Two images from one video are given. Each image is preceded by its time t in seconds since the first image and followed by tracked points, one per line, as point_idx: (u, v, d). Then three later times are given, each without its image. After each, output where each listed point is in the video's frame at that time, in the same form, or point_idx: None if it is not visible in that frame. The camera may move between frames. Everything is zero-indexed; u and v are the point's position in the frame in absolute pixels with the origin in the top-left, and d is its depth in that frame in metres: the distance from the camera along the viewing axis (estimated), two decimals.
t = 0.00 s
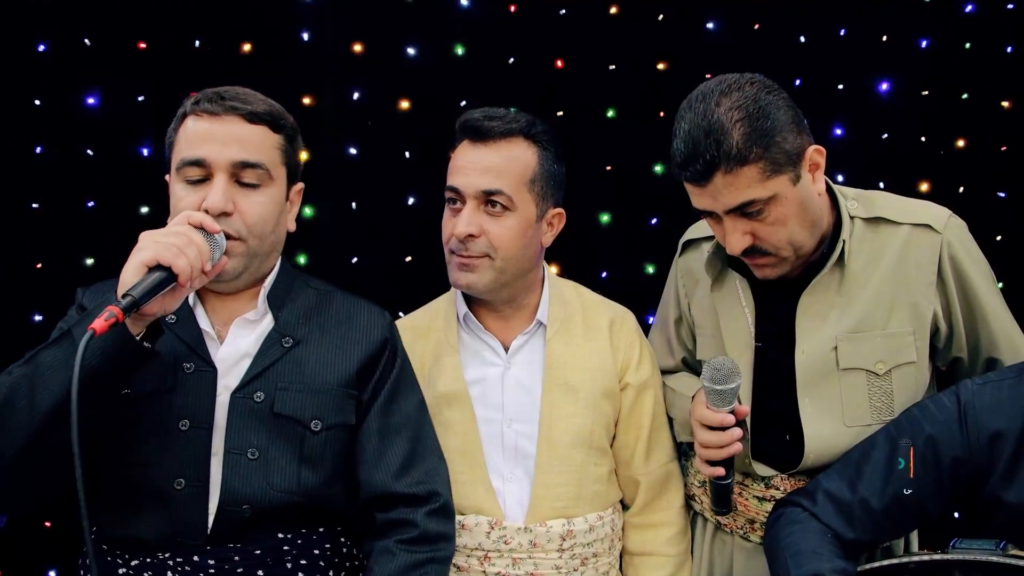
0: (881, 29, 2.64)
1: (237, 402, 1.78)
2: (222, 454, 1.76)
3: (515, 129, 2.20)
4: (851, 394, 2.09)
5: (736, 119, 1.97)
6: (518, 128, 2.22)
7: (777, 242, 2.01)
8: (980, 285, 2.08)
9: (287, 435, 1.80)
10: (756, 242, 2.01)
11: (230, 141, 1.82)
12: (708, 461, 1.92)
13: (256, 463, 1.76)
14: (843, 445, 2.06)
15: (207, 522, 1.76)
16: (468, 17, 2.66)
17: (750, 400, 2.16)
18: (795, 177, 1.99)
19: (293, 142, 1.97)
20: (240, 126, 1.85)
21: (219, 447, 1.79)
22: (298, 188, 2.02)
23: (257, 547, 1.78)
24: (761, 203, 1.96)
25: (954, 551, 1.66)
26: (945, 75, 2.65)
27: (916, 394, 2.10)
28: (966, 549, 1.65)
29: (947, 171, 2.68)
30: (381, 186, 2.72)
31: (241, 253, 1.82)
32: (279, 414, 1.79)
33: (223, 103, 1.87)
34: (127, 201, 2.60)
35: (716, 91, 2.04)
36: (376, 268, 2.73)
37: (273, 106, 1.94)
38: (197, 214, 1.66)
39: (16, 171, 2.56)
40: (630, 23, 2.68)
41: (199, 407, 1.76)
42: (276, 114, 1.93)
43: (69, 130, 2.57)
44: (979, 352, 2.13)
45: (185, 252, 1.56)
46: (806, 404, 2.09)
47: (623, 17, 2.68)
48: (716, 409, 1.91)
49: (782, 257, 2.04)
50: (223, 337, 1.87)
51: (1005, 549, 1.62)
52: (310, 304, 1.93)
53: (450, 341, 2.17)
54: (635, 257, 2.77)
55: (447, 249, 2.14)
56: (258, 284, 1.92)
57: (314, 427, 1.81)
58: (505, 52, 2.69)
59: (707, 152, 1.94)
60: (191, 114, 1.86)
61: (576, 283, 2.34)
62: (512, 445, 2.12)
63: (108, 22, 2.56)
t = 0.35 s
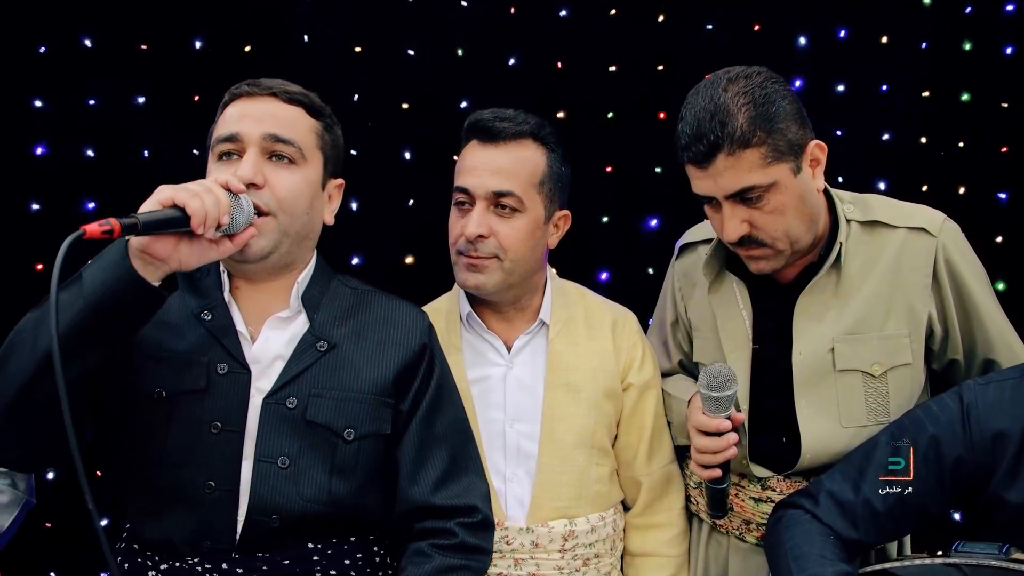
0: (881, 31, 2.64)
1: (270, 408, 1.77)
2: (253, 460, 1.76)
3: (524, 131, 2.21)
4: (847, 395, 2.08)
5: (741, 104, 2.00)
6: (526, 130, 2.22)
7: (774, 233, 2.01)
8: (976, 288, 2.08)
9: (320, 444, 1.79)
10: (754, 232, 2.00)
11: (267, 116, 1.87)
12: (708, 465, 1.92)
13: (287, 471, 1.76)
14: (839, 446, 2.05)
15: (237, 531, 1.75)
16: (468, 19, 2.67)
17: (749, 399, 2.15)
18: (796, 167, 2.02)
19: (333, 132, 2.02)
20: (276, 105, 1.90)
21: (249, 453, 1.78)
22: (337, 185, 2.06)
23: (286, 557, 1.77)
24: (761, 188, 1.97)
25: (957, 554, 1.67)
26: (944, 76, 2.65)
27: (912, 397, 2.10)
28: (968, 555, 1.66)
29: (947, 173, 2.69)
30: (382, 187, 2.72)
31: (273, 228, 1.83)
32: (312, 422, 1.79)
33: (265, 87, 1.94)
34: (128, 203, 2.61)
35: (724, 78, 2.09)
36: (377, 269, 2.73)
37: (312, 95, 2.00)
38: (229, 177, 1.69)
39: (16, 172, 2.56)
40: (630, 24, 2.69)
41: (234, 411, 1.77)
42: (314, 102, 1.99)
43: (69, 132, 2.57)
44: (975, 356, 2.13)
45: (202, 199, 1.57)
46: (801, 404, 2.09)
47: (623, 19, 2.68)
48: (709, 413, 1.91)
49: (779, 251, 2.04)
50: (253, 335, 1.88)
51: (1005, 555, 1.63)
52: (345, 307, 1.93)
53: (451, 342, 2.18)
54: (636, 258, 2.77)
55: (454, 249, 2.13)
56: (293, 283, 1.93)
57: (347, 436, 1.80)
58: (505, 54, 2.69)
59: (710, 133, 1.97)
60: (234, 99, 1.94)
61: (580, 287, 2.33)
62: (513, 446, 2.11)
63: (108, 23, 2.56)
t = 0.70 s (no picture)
0: (883, 32, 2.64)
1: (274, 410, 1.78)
2: (255, 463, 1.76)
3: (536, 132, 2.23)
4: (851, 394, 2.09)
5: (756, 87, 2.02)
6: (538, 131, 2.24)
7: (779, 219, 2.01)
8: (983, 291, 2.09)
9: (323, 448, 1.80)
10: (759, 216, 2.01)
11: (282, 114, 1.88)
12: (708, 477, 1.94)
13: (289, 474, 1.76)
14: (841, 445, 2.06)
15: (236, 536, 1.74)
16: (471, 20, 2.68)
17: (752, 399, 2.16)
18: (805, 155, 2.03)
19: (347, 135, 2.03)
20: (291, 103, 1.91)
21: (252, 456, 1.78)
22: (348, 188, 2.06)
23: (285, 564, 1.75)
24: (769, 171, 1.98)
25: (957, 553, 1.67)
26: (946, 78, 2.65)
27: (915, 397, 2.11)
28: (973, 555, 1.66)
29: (949, 175, 2.69)
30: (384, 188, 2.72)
31: (279, 228, 1.83)
32: (317, 424, 1.79)
33: (282, 85, 1.95)
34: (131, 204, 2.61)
35: (739, 65, 2.11)
36: (380, 270, 2.73)
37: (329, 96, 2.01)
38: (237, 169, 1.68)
39: (20, 173, 2.56)
40: (632, 25, 2.69)
41: (237, 413, 1.77)
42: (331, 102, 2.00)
43: (73, 133, 2.57)
44: (982, 356, 2.14)
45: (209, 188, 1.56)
46: (806, 403, 2.10)
47: (625, 20, 2.69)
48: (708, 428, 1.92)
49: (783, 239, 2.04)
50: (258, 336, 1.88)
51: (1006, 555, 1.63)
52: (353, 311, 1.94)
53: (459, 344, 2.19)
54: (638, 260, 2.77)
55: (464, 251, 2.14)
56: (301, 285, 1.94)
57: (352, 440, 1.81)
58: (508, 55, 2.69)
59: (722, 112, 2.00)
60: (250, 96, 1.95)
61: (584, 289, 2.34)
62: (518, 449, 2.12)
63: (112, 24, 2.56)
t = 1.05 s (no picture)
0: (886, 34, 2.64)
1: (266, 411, 1.78)
2: (246, 464, 1.76)
3: (540, 133, 2.22)
4: (874, 384, 2.07)
5: (805, 52, 2.06)
6: (549, 133, 2.24)
7: (811, 186, 2.02)
8: (1012, 290, 2.10)
9: (315, 449, 1.80)
10: (792, 179, 2.02)
11: (270, 110, 1.89)
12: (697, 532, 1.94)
13: (281, 476, 1.76)
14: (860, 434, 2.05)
15: (226, 540, 1.74)
16: (474, 22, 2.68)
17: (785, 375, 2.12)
18: (845, 125, 2.06)
19: (338, 133, 2.04)
20: (278, 99, 1.92)
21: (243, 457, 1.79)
22: (340, 185, 2.07)
23: (275, 566, 1.76)
24: (809, 131, 2.01)
25: (963, 556, 1.67)
26: (950, 79, 2.65)
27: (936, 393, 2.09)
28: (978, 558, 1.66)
29: (954, 176, 2.69)
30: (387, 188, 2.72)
31: (267, 226, 1.83)
32: (310, 425, 1.79)
33: (271, 82, 1.96)
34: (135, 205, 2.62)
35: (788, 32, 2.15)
36: (383, 270, 2.74)
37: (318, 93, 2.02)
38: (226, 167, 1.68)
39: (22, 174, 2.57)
40: (636, 26, 2.69)
41: (225, 415, 1.78)
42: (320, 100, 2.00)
43: (77, 133, 2.58)
44: (1009, 351, 2.14)
45: (196, 191, 1.57)
46: (827, 391, 2.09)
47: (628, 22, 2.69)
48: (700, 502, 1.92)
49: (813, 207, 2.04)
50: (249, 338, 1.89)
51: (1012, 558, 1.64)
52: (346, 311, 1.95)
53: (467, 344, 2.19)
54: (641, 261, 2.77)
55: (473, 251, 2.15)
56: (291, 285, 1.95)
57: (344, 442, 1.81)
58: (511, 56, 2.70)
59: (770, 70, 2.04)
60: (239, 94, 1.96)
61: (593, 293, 2.34)
62: (524, 451, 2.12)
63: (116, 25, 2.57)
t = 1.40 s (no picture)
0: (888, 34, 2.64)
1: (260, 412, 1.78)
2: (241, 467, 1.76)
3: (547, 135, 2.22)
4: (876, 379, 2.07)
5: (845, 33, 2.15)
6: (557, 134, 2.24)
7: (824, 150, 2.04)
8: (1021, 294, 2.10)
9: (310, 451, 1.80)
10: (805, 140, 2.05)
11: (249, 111, 1.87)
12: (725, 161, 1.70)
13: (277, 478, 1.76)
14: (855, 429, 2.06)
15: (224, 543, 1.74)
16: (477, 23, 2.68)
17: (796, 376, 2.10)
18: (868, 106, 2.11)
19: (317, 127, 2.02)
20: (254, 99, 1.90)
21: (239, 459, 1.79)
22: (323, 176, 2.06)
23: (273, 569, 1.76)
24: (831, 96, 2.06)
25: (967, 558, 1.67)
26: (953, 79, 2.65)
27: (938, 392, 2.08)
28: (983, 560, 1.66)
29: (956, 176, 2.69)
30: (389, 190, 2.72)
31: (259, 228, 1.83)
32: (305, 427, 1.79)
33: (247, 82, 1.94)
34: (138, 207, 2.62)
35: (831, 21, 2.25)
36: (386, 271, 2.74)
37: (293, 88, 2.00)
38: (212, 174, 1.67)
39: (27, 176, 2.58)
40: (638, 27, 2.69)
41: (218, 418, 1.77)
42: (294, 95, 1.98)
43: (81, 135, 2.58)
44: (1016, 354, 2.14)
45: (183, 205, 1.56)
46: (831, 383, 2.08)
47: (631, 22, 2.69)
48: (715, 282, 1.91)
49: (824, 173, 2.05)
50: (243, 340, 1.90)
51: (1017, 561, 1.63)
52: (341, 311, 1.96)
53: (475, 345, 2.19)
54: (644, 261, 2.77)
55: (481, 253, 2.15)
56: (285, 284, 1.96)
57: (339, 443, 1.81)
58: (513, 57, 2.70)
59: (806, 39, 2.13)
60: (214, 96, 1.94)
61: (598, 294, 2.34)
62: (529, 453, 2.12)
63: (119, 26, 2.56)
